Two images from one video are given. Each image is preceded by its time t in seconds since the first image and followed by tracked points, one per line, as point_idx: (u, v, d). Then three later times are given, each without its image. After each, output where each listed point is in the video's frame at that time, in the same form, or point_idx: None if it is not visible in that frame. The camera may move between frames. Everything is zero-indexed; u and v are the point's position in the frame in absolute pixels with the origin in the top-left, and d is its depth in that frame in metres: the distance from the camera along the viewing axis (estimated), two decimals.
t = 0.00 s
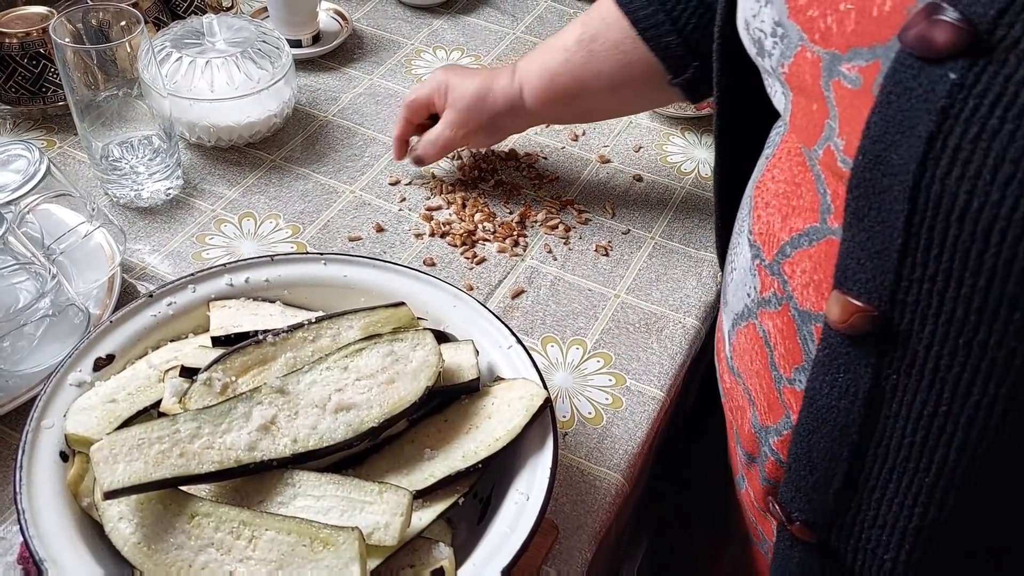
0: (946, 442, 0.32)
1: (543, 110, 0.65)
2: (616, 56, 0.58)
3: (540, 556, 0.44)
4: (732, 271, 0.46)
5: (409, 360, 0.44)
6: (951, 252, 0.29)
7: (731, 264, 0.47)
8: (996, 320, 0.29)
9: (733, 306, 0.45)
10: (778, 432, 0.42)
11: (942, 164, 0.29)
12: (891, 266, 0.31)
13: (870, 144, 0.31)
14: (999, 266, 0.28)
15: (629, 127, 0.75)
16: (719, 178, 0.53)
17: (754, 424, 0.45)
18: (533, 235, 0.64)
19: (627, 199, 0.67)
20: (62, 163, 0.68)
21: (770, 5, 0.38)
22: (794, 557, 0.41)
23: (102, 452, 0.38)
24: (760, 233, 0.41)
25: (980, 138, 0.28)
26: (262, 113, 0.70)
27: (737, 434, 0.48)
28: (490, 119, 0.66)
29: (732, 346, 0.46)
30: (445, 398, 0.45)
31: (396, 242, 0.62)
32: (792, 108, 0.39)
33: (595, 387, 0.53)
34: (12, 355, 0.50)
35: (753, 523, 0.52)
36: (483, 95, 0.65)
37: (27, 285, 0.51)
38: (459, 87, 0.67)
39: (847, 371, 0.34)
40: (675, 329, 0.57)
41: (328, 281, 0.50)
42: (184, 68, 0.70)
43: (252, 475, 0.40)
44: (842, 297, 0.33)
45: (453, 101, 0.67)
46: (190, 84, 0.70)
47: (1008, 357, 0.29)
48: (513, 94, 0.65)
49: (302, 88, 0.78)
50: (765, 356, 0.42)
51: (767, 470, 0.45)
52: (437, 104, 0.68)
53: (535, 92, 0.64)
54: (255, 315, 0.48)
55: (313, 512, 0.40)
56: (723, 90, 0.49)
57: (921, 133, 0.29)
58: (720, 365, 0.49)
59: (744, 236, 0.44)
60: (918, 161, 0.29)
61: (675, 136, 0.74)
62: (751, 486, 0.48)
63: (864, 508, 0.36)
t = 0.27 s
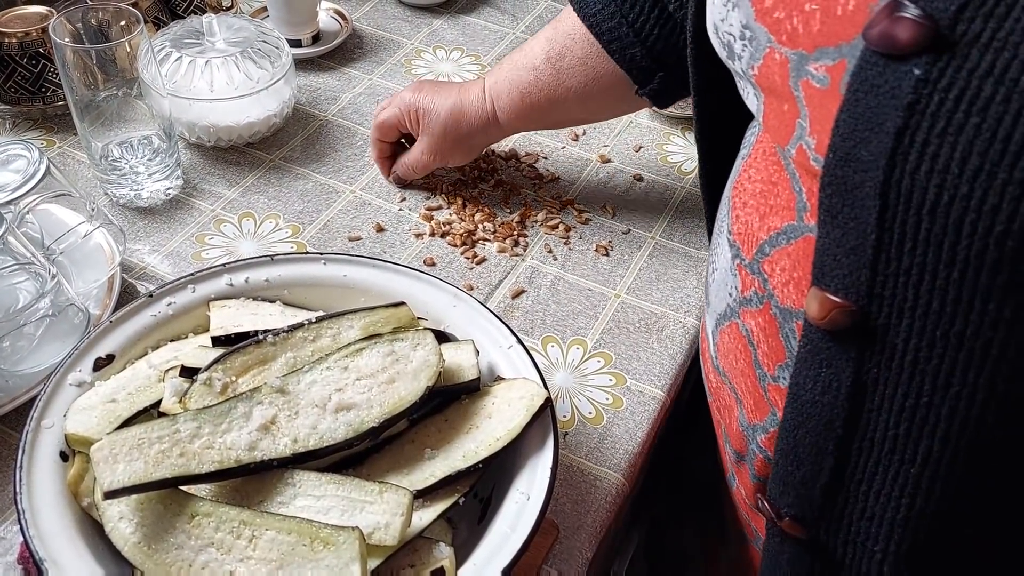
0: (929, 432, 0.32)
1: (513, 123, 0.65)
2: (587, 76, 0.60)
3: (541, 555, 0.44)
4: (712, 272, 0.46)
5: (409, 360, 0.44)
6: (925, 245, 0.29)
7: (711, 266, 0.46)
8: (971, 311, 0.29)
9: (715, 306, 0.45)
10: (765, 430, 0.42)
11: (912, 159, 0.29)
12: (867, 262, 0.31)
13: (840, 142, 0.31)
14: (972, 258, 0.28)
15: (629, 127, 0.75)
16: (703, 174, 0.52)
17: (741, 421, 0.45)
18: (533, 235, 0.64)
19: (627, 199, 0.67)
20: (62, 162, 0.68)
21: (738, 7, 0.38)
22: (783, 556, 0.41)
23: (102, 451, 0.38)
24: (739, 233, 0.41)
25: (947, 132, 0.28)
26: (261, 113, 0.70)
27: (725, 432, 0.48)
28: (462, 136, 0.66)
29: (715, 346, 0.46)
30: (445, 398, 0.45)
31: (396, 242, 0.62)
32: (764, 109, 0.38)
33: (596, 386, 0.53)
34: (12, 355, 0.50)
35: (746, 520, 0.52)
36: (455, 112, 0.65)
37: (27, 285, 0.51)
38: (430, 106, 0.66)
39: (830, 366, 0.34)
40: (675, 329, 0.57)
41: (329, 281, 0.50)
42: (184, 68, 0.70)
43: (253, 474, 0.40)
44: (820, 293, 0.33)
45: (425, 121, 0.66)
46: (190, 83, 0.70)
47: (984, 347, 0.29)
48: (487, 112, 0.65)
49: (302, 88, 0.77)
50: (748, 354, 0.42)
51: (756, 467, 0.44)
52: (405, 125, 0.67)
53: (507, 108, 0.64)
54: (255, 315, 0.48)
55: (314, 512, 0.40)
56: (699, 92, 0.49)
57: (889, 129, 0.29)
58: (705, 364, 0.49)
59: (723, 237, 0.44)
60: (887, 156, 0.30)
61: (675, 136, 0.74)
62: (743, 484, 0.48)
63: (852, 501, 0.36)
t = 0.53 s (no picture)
0: (919, 431, 0.32)
1: (543, 84, 0.65)
2: (614, 33, 0.58)
3: (540, 553, 0.44)
4: (706, 270, 0.46)
5: (407, 359, 0.44)
6: (914, 246, 0.29)
7: (705, 263, 0.46)
8: (961, 311, 0.29)
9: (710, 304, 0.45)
10: (756, 428, 0.42)
11: (902, 160, 0.29)
12: (856, 262, 0.31)
13: (831, 142, 0.31)
14: (961, 258, 0.28)
15: (628, 126, 0.75)
16: (701, 171, 0.52)
17: (732, 420, 0.45)
18: (533, 234, 0.64)
19: (626, 198, 0.67)
20: (61, 161, 0.68)
21: (732, 5, 0.38)
22: (775, 554, 0.41)
23: (100, 451, 0.38)
24: (733, 231, 0.41)
25: (936, 133, 0.28)
26: (261, 112, 0.70)
27: (715, 431, 0.48)
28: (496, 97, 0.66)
29: (708, 344, 0.46)
30: (445, 398, 0.45)
31: (396, 241, 0.62)
32: (756, 107, 0.38)
33: (595, 386, 0.53)
34: (11, 353, 0.50)
35: (736, 519, 0.52)
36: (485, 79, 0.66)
37: (25, 283, 0.51)
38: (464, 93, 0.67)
39: (820, 366, 0.34)
40: (674, 328, 0.57)
41: (329, 280, 0.50)
42: (183, 67, 0.70)
43: (252, 473, 0.40)
44: (811, 293, 0.33)
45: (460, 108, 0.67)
46: (188, 82, 0.70)
47: (974, 346, 0.29)
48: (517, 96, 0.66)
49: (301, 87, 0.77)
50: (741, 353, 0.42)
51: (746, 466, 0.45)
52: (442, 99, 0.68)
53: (535, 67, 0.64)
54: (254, 314, 0.48)
55: (312, 511, 0.40)
56: (694, 88, 0.49)
57: (879, 130, 0.29)
58: (697, 362, 0.49)
59: (717, 235, 0.44)
60: (877, 156, 0.30)
61: (674, 135, 0.74)
62: (731, 482, 0.48)
63: (844, 500, 0.36)
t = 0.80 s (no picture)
0: (916, 426, 0.32)
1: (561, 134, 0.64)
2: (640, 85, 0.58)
3: (538, 554, 0.44)
4: (711, 265, 0.46)
5: (406, 358, 0.44)
6: (911, 239, 0.29)
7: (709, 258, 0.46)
8: (958, 305, 0.29)
9: (713, 299, 0.45)
10: (757, 423, 0.42)
11: (901, 152, 0.29)
12: (856, 255, 0.31)
13: (832, 135, 0.31)
14: (958, 251, 0.28)
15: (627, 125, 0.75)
16: (701, 169, 0.52)
17: (734, 416, 0.44)
18: (532, 234, 0.64)
19: (626, 198, 0.67)
20: (58, 161, 0.68)
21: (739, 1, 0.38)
22: (776, 546, 0.41)
23: (97, 451, 0.38)
24: (737, 226, 0.41)
25: (936, 125, 0.28)
26: (258, 112, 0.69)
27: (719, 426, 0.48)
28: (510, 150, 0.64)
29: (712, 339, 0.46)
30: (444, 397, 0.45)
31: (395, 240, 0.62)
32: (762, 102, 0.39)
33: (593, 385, 0.53)
34: (9, 353, 0.50)
35: (740, 516, 0.52)
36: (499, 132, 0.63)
37: (23, 283, 0.52)
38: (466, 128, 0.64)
39: (820, 359, 0.34)
40: (673, 327, 0.57)
41: (328, 280, 0.50)
42: (180, 66, 0.70)
43: (250, 473, 0.40)
44: (812, 285, 0.33)
45: (464, 142, 0.64)
46: (186, 81, 0.70)
47: (971, 341, 0.29)
48: (527, 125, 0.63)
49: (299, 86, 0.77)
50: (743, 348, 0.42)
51: (747, 461, 0.44)
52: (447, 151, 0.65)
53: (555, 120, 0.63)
54: (252, 314, 0.48)
55: (311, 510, 0.39)
56: (698, 86, 0.49)
57: (879, 123, 0.29)
58: (703, 359, 0.49)
59: (722, 230, 0.44)
60: (877, 149, 0.30)
61: (673, 134, 0.74)
62: (734, 479, 0.48)
63: (843, 494, 0.36)
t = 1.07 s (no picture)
0: (934, 435, 0.32)
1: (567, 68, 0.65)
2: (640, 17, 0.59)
3: (538, 553, 0.43)
4: (716, 270, 0.46)
5: (405, 358, 0.44)
6: (933, 250, 0.29)
7: (715, 262, 0.46)
8: (979, 316, 0.29)
9: (719, 303, 0.45)
10: (767, 430, 0.42)
11: (923, 162, 0.29)
12: (874, 264, 0.31)
13: (850, 142, 0.31)
14: (982, 262, 0.28)
15: (626, 125, 0.75)
16: (708, 174, 0.52)
17: (743, 421, 0.44)
18: (531, 234, 0.64)
19: (625, 197, 0.67)
20: (57, 161, 0.68)
21: (749, 4, 0.38)
22: (786, 554, 0.41)
23: (96, 451, 0.38)
24: (745, 231, 0.41)
25: (959, 135, 0.28)
26: (258, 112, 0.69)
27: (726, 432, 0.48)
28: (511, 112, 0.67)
29: (718, 344, 0.46)
30: (443, 397, 0.45)
31: (394, 240, 0.62)
32: (770, 107, 0.39)
33: (592, 385, 0.53)
34: (8, 353, 0.50)
35: (745, 521, 0.52)
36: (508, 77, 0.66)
37: (21, 283, 0.52)
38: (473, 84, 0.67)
39: (835, 368, 0.34)
40: (672, 327, 0.57)
41: (327, 280, 0.50)
42: (179, 66, 0.70)
43: (249, 473, 0.40)
44: (827, 295, 0.33)
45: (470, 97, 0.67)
46: (185, 82, 0.70)
47: (992, 351, 0.29)
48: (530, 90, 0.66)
49: (298, 86, 0.77)
50: (752, 354, 0.41)
51: (756, 467, 0.44)
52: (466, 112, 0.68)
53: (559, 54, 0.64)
54: (251, 314, 0.48)
55: (309, 510, 0.39)
56: (705, 92, 0.49)
57: (899, 132, 0.29)
58: (707, 363, 0.49)
59: (728, 235, 0.44)
60: (898, 159, 0.30)
61: (672, 134, 0.74)
62: (741, 484, 0.48)
63: (856, 503, 0.36)
